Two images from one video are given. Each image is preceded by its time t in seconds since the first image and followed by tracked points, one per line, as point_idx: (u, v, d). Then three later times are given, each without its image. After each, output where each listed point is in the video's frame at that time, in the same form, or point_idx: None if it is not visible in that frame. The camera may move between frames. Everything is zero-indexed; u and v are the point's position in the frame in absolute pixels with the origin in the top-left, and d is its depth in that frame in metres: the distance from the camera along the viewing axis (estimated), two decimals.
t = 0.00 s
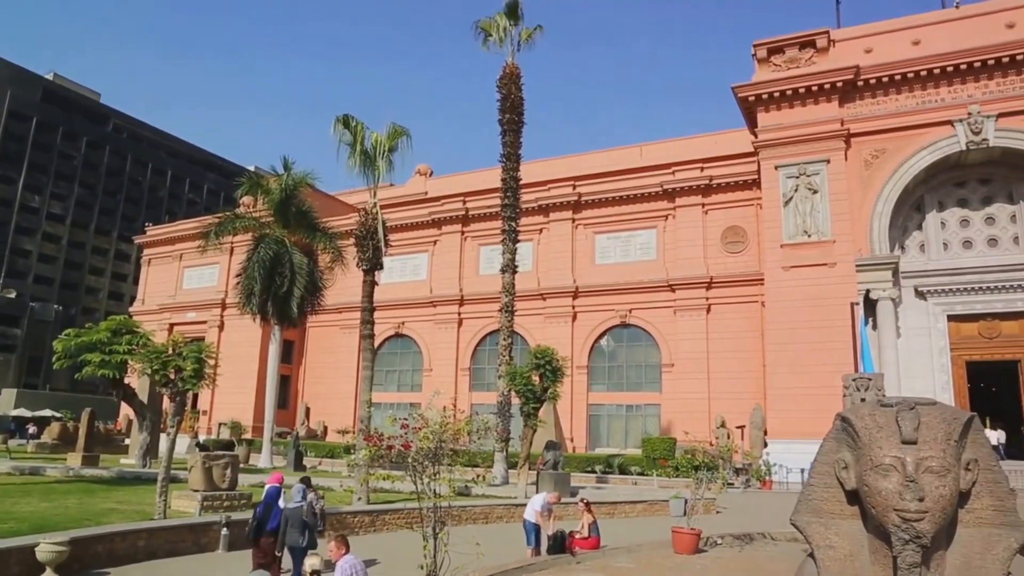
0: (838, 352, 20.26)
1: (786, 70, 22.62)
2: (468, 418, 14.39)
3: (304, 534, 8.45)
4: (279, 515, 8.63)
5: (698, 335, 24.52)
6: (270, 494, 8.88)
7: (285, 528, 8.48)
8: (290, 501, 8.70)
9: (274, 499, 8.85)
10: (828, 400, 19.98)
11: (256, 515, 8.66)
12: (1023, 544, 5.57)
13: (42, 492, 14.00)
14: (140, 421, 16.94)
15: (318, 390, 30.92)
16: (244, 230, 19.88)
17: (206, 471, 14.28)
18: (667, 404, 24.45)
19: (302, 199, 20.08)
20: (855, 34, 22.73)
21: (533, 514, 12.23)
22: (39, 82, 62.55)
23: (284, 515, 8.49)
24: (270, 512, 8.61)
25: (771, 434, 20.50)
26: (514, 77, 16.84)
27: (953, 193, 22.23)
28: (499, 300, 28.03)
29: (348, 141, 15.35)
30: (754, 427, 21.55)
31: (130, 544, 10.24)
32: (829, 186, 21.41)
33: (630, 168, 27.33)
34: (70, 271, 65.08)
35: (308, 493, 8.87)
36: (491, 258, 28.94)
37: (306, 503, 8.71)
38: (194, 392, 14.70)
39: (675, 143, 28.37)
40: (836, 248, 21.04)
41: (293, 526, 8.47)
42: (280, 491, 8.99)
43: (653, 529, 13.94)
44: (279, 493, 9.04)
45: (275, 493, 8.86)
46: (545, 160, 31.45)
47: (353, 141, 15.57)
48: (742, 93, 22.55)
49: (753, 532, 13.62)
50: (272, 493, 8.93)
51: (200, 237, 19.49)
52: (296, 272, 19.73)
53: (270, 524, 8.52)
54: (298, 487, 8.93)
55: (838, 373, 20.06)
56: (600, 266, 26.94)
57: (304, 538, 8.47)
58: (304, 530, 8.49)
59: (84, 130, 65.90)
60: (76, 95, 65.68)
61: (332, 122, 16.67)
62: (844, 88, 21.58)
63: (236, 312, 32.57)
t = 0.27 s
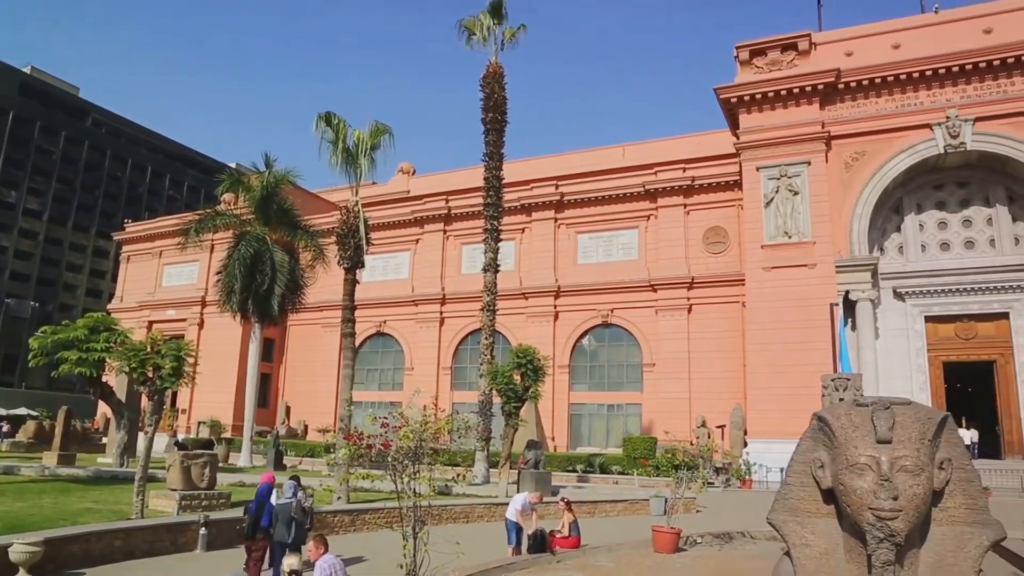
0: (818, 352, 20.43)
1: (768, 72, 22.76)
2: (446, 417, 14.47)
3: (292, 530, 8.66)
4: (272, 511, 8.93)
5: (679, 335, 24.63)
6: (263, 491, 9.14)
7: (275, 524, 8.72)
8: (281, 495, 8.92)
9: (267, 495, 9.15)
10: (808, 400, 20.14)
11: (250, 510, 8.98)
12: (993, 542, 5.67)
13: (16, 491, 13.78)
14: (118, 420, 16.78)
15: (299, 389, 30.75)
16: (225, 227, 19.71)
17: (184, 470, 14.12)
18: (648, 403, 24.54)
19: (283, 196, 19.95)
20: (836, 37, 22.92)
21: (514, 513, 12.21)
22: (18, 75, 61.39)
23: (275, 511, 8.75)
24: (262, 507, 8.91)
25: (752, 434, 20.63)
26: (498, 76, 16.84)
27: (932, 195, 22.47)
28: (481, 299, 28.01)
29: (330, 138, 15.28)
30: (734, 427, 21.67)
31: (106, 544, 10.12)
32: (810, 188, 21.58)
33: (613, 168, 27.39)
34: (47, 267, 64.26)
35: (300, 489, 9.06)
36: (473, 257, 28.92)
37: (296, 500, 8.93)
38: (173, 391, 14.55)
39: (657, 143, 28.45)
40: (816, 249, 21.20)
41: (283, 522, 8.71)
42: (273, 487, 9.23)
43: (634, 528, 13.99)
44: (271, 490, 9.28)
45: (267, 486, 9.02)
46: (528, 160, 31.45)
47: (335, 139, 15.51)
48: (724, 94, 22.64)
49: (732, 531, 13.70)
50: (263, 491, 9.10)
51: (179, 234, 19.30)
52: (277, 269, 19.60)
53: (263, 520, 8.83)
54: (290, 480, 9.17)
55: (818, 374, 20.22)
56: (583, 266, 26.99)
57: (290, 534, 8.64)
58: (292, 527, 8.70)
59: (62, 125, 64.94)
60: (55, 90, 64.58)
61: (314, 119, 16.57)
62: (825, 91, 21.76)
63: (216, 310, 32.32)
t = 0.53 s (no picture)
0: (799, 352, 20.59)
1: (750, 74, 22.91)
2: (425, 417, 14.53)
3: (283, 530, 9.34)
4: (262, 511, 8.96)
5: (661, 335, 24.74)
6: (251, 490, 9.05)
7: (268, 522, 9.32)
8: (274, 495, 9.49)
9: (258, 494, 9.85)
10: (788, 400, 20.30)
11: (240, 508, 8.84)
12: (966, 540, 5.77)
13: None
14: (95, 419, 16.63)
15: (279, 387, 30.57)
16: (205, 224, 19.55)
17: (163, 468, 13.98)
18: (629, 403, 24.63)
19: (264, 193, 19.83)
20: (817, 40, 23.12)
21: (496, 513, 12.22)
22: None
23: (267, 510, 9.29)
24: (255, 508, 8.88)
25: (732, 434, 20.76)
26: (481, 75, 16.84)
27: (910, 198, 22.70)
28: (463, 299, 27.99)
29: (313, 136, 15.21)
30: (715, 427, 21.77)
31: (82, 544, 10.00)
32: (791, 189, 21.75)
33: (596, 168, 27.45)
34: (23, 264, 63.44)
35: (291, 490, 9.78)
36: (456, 256, 28.90)
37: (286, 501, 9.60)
38: (151, 389, 14.36)
39: (640, 144, 28.53)
40: (797, 251, 21.37)
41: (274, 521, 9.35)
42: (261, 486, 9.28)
43: (614, 527, 14.04)
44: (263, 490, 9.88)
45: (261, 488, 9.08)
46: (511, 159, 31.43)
47: (317, 136, 15.44)
48: (707, 96, 22.73)
49: (711, 530, 13.77)
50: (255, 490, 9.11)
51: (159, 231, 19.13)
52: (258, 267, 19.46)
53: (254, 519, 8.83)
54: (281, 481, 9.78)
55: (799, 374, 20.39)
56: (565, 266, 27.04)
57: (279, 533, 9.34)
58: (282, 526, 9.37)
59: (41, 119, 64.04)
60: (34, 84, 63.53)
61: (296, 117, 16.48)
62: (806, 94, 21.92)
63: (196, 308, 32.08)
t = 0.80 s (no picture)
0: (779, 354, 20.74)
1: (733, 77, 23.04)
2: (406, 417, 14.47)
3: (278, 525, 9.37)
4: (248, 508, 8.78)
5: (642, 336, 24.82)
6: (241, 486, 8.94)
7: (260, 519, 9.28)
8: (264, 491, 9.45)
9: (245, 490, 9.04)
10: (769, 401, 20.45)
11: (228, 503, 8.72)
12: (939, 540, 5.83)
13: None
14: (72, 418, 16.44)
15: (260, 386, 30.38)
16: (186, 222, 19.39)
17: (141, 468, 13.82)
18: (610, 403, 24.71)
19: (246, 191, 19.68)
20: (799, 44, 23.29)
21: (477, 513, 12.24)
22: None
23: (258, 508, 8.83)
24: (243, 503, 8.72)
25: (713, 434, 20.88)
26: (465, 75, 16.81)
27: (889, 202, 22.91)
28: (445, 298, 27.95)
29: (294, 134, 15.11)
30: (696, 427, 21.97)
31: (57, 545, 9.88)
32: (772, 192, 21.89)
33: (579, 168, 27.50)
34: None
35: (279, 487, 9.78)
36: (438, 255, 28.86)
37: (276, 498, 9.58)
38: (130, 388, 14.13)
39: (623, 145, 28.59)
40: (778, 253, 21.52)
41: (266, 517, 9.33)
42: (250, 484, 9.15)
43: (595, 527, 14.08)
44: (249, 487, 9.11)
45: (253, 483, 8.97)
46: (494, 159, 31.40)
47: (300, 134, 15.35)
48: (690, 98, 22.82)
49: (691, 530, 13.83)
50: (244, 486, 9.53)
51: (138, 228, 18.95)
52: (238, 265, 19.30)
53: (240, 516, 8.69)
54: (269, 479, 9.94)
55: (779, 375, 20.54)
56: (548, 266, 27.07)
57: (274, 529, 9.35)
58: (276, 521, 9.38)
59: (19, 114, 63.16)
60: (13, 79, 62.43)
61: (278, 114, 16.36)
62: (788, 97, 22.08)
63: (176, 306, 31.81)
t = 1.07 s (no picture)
0: (759, 355, 20.90)
1: (716, 79, 23.15)
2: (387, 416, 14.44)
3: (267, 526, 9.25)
4: (237, 506, 9.27)
5: (624, 336, 24.90)
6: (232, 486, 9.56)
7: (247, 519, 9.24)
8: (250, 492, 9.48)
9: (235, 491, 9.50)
10: (749, 402, 20.59)
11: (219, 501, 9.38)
12: (913, 539, 5.89)
13: None
14: (49, 417, 16.23)
15: (240, 385, 30.19)
16: (166, 219, 19.23)
17: (119, 468, 13.67)
18: (592, 404, 24.78)
19: (227, 188, 19.53)
20: (781, 48, 23.44)
21: (458, 513, 12.23)
22: None
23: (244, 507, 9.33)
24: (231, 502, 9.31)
25: (693, 435, 20.99)
26: (448, 74, 16.79)
27: (868, 205, 23.14)
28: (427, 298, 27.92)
29: (277, 132, 15.03)
30: (676, 427, 22.11)
31: (31, 545, 9.75)
32: (754, 194, 22.03)
33: (562, 169, 27.54)
34: None
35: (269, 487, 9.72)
36: (420, 255, 28.82)
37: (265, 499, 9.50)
38: (107, 386, 13.98)
39: (606, 146, 28.64)
40: (758, 254, 21.67)
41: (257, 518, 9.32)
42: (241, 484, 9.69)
43: (575, 527, 14.09)
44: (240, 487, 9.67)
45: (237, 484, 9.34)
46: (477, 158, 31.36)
47: (282, 132, 15.29)
48: (673, 100, 22.90)
49: (671, 530, 13.90)
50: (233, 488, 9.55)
51: (118, 225, 18.77)
52: (219, 263, 19.15)
53: (229, 515, 9.25)
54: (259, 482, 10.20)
55: (759, 377, 20.68)
56: (530, 266, 27.10)
57: (269, 528, 9.18)
58: (267, 522, 9.26)
59: None
60: None
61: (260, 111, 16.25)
62: (770, 100, 22.23)
63: (155, 304, 31.52)
